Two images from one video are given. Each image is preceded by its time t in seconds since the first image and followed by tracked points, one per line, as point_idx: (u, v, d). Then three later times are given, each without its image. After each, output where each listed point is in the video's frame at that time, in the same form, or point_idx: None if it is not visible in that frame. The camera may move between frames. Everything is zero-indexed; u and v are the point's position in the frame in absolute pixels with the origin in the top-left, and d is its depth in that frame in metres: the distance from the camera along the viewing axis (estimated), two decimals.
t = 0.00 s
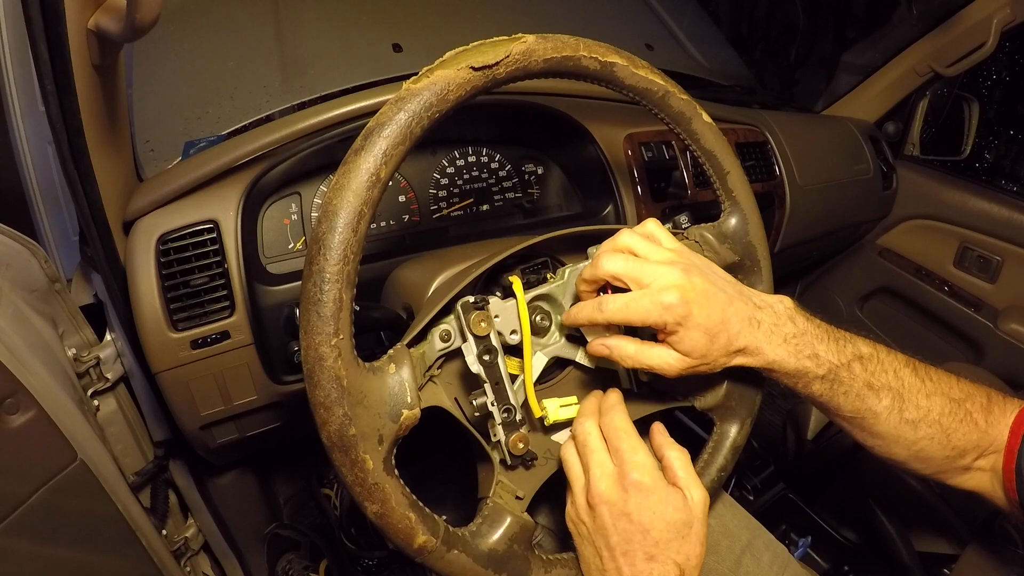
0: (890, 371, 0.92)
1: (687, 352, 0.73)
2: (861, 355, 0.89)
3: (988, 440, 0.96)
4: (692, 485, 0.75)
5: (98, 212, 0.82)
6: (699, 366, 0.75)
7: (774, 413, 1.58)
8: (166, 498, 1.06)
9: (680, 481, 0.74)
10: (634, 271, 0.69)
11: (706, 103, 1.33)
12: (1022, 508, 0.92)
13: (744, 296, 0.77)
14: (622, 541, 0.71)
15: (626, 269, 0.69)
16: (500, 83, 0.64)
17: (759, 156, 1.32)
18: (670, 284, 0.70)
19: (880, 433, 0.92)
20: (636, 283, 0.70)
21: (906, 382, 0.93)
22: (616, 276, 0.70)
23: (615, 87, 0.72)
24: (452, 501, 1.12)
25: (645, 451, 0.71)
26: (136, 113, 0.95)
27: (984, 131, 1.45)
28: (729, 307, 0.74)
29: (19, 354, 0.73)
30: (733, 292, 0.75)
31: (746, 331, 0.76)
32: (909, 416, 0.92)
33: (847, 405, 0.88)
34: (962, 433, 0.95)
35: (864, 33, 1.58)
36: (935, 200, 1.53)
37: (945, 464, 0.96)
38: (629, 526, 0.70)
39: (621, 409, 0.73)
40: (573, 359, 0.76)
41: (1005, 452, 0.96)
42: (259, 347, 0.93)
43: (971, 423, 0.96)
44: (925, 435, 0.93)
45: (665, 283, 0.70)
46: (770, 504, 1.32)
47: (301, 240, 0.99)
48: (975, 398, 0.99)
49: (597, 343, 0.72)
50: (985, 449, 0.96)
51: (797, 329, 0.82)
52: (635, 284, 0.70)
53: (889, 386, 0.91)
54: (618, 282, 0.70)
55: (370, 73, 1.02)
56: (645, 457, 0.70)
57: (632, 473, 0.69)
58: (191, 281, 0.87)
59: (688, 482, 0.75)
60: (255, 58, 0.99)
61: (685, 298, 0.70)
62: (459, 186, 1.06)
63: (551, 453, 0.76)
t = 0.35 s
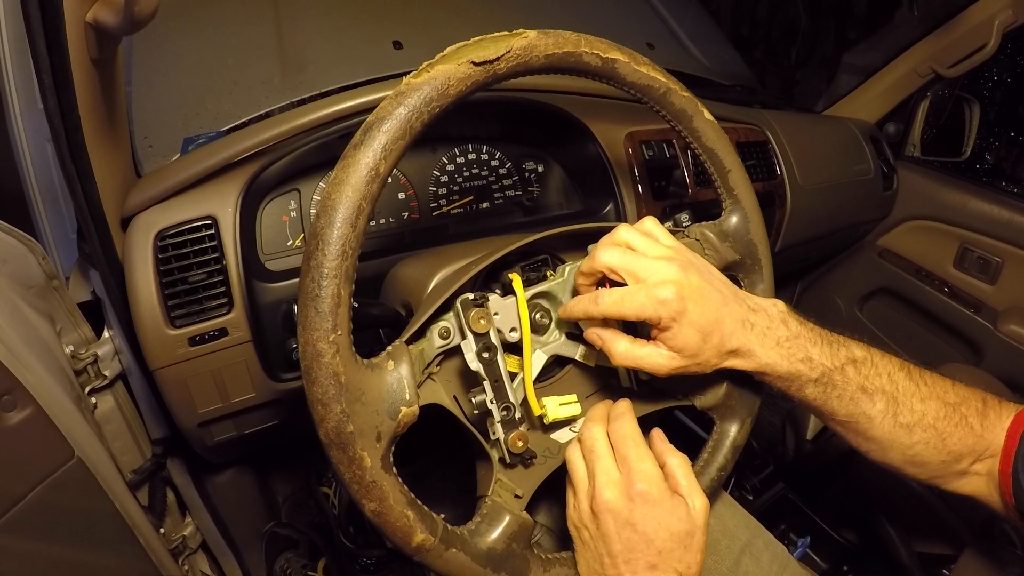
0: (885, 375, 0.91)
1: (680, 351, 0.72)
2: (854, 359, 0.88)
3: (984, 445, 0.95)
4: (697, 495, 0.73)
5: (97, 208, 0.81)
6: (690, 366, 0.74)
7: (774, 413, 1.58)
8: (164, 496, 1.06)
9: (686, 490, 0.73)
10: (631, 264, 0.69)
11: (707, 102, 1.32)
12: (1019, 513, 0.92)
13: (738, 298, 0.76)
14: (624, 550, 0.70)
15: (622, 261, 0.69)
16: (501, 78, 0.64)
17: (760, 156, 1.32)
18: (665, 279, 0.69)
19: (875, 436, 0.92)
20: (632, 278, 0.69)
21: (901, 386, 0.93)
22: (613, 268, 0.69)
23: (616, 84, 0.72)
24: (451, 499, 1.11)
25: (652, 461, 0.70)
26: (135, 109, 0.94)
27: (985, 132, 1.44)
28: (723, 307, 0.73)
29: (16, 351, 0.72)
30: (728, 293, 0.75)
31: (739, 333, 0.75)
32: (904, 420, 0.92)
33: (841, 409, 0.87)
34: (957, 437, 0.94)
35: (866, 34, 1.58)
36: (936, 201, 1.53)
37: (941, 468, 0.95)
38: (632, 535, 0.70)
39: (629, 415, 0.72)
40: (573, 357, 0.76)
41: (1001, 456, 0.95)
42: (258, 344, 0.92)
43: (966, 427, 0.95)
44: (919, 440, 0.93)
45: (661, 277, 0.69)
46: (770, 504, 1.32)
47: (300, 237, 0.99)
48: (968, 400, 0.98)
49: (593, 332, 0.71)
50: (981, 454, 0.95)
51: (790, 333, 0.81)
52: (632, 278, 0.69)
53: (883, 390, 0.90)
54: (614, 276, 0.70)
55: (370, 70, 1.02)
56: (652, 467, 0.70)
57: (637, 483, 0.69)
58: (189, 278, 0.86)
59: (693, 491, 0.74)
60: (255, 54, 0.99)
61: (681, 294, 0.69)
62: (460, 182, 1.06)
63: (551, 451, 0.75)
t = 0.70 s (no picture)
0: (882, 373, 0.91)
1: (667, 349, 0.72)
2: (852, 358, 0.88)
3: (983, 441, 0.96)
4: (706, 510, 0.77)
5: (96, 206, 0.81)
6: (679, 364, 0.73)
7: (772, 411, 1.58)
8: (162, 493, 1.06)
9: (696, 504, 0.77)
10: (620, 259, 0.69)
11: (706, 101, 1.33)
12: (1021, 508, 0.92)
13: (731, 296, 0.76)
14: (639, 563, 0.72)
15: (612, 255, 0.70)
16: (500, 77, 0.64)
17: (758, 154, 1.32)
18: (653, 277, 0.69)
19: (873, 434, 0.92)
20: (621, 273, 0.69)
21: (899, 384, 0.93)
22: (602, 262, 0.70)
23: (615, 82, 0.72)
24: (450, 496, 1.08)
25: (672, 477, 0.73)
26: (134, 108, 0.94)
27: (983, 131, 1.45)
28: (713, 306, 0.72)
29: (15, 349, 0.73)
30: (720, 292, 0.74)
31: (731, 332, 0.74)
32: (901, 418, 0.92)
33: (838, 407, 0.87)
34: (956, 434, 0.94)
35: (864, 33, 1.58)
36: (934, 200, 1.54)
37: (940, 466, 0.96)
38: (647, 549, 0.72)
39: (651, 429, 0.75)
40: (572, 355, 0.77)
41: (1001, 452, 0.96)
42: (257, 342, 0.92)
43: (965, 424, 0.95)
44: (917, 438, 0.93)
45: (648, 275, 0.69)
46: (768, 502, 1.32)
47: (299, 235, 0.99)
48: (967, 397, 0.99)
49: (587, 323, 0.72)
50: (981, 450, 0.96)
51: (785, 333, 0.80)
52: (621, 273, 0.70)
53: (881, 388, 0.90)
54: (604, 269, 0.70)
55: (369, 69, 1.02)
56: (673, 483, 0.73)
57: (661, 497, 0.72)
58: (189, 276, 0.86)
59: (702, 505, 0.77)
60: (254, 52, 0.99)
61: (667, 292, 0.69)
62: (458, 181, 1.06)
63: (551, 449, 0.76)
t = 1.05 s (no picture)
0: (883, 372, 0.91)
1: (661, 348, 0.71)
2: (852, 357, 0.88)
3: (984, 440, 0.96)
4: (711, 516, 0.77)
5: (97, 204, 0.81)
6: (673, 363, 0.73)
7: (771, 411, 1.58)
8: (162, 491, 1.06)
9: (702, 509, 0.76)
10: (613, 256, 0.70)
11: (706, 100, 1.33)
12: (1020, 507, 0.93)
13: (728, 295, 0.75)
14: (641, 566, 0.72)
15: (604, 253, 0.70)
16: (502, 75, 0.64)
17: (758, 154, 1.32)
18: (644, 276, 0.69)
19: (874, 434, 0.92)
20: (614, 271, 0.70)
21: (900, 384, 0.92)
22: (595, 259, 0.70)
23: (615, 81, 0.72)
24: (450, 494, 1.08)
25: (679, 481, 0.73)
26: (135, 105, 0.94)
27: (983, 132, 1.45)
28: (707, 305, 0.72)
29: (16, 345, 0.73)
30: (716, 291, 0.74)
31: (727, 330, 0.74)
32: (903, 418, 0.92)
33: (839, 407, 0.88)
34: (957, 434, 0.95)
35: (864, 33, 1.58)
36: (934, 201, 1.54)
37: (940, 466, 0.96)
38: (650, 551, 0.72)
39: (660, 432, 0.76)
40: (572, 353, 0.77)
41: (1002, 451, 0.96)
42: (258, 340, 0.92)
43: (966, 424, 0.96)
44: (918, 438, 0.93)
45: (639, 273, 0.69)
46: (766, 503, 1.33)
47: (299, 233, 0.99)
48: (970, 399, 0.98)
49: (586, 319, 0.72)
50: (982, 449, 0.96)
51: (784, 332, 0.80)
52: (614, 271, 0.70)
53: (882, 387, 0.90)
54: (597, 267, 0.71)
55: (369, 67, 1.02)
56: (679, 487, 0.72)
57: (668, 503, 0.71)
58: (189, 273, 0.86)
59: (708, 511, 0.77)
60: (255, 50, 0.99)
61: (658, 292, 0.68)
62: (459, 180, 1.06)
63: (550, 448, 0.76)
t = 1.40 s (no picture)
0: (881, 369, 0.91)
1: (654, 347, 0.71)
2: (849, 354, 0.88)
3: (983, 439, 0.95)
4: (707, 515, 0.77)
5: (91, 204, 0.81)
6: (667, 362, 0.73)
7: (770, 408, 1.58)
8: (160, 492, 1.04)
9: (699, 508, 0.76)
10: (604, 255, 0.69)
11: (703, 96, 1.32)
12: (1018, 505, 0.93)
13: (723, 293, 0.75)
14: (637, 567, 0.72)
15: (596, 251, 0.70)
16: (495, 71, 0.64)
17: (756, 150, 1.32)
18: (635, 275, 0.68)
19: (873, 431, 0.92)
20: (605, 271, 0.69)
21: (898, 382, 0.92)
22: (587, 259, 0.70)
23: (610, 76, 0.71)
24: (445, 493, 1.06)
25: (675, 479, 0.73)
26: (129, 103, 0.94)
27: (981, 127, 1.44)
28: (700, 304, 0.71)
29: (9, 345, 0.72)
30: (710, 289, 0.73)
31: (722, 329, 0.73)
32: (901, 416, 0.91)
33: (836, 405, 0.87)
34: (955, 432, 0.94)
35: (862, 29, 1.58)
36: (932, 196, 1.53)
37: (939, 463, 0.96)
38: (647, 551, 0.71)
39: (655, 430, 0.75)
40: (568, 351, 0.76)
41: (1000, 449, 0.95)
42: (252, 339, 0.92)
43: (964, 421, 0.95)
44: (917, 436, 0.93)
45: (630, 273, 0.68)
46: (765, 499, 1.32)
47: (294, 232, 0.98)
48: (967, 398, 0.98)
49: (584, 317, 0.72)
50: (980, 447, 0.96)
51: (782, 329, 0.79)
52: (605, 271, 0.69)
53: (880, 385, 0.90)
54: (589, 266, 0.70)
55: (364, 65, 1.02)
56: (675, 486, 0.72)
57: (665, 502, 0.71)
58: (183, 272, 0.86)
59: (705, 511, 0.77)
60: (249, 48, 0.99)
61: (649, 291, 0.68)
62: (455, 177, 1.05)
63: (546, 445, 0.75)
